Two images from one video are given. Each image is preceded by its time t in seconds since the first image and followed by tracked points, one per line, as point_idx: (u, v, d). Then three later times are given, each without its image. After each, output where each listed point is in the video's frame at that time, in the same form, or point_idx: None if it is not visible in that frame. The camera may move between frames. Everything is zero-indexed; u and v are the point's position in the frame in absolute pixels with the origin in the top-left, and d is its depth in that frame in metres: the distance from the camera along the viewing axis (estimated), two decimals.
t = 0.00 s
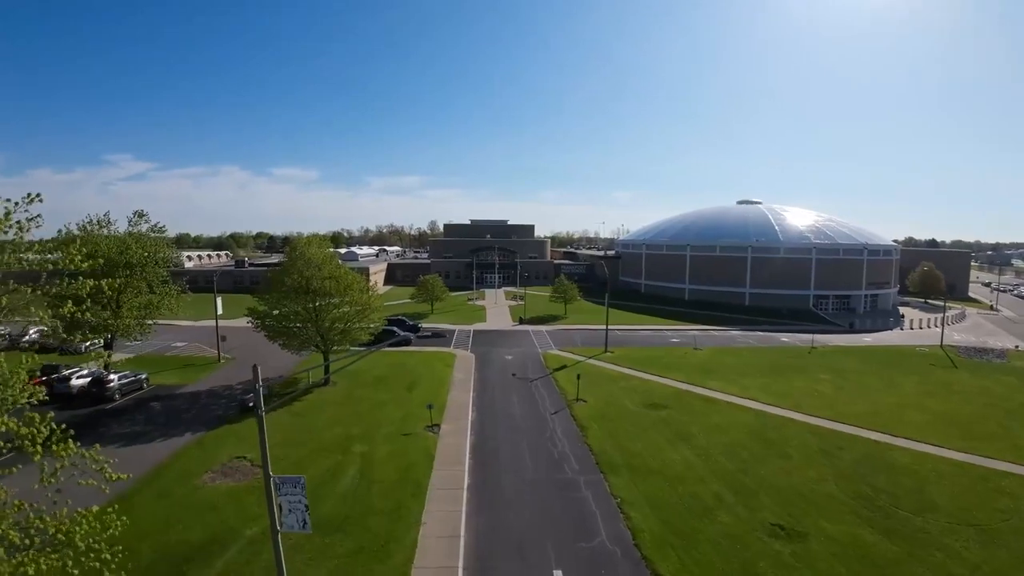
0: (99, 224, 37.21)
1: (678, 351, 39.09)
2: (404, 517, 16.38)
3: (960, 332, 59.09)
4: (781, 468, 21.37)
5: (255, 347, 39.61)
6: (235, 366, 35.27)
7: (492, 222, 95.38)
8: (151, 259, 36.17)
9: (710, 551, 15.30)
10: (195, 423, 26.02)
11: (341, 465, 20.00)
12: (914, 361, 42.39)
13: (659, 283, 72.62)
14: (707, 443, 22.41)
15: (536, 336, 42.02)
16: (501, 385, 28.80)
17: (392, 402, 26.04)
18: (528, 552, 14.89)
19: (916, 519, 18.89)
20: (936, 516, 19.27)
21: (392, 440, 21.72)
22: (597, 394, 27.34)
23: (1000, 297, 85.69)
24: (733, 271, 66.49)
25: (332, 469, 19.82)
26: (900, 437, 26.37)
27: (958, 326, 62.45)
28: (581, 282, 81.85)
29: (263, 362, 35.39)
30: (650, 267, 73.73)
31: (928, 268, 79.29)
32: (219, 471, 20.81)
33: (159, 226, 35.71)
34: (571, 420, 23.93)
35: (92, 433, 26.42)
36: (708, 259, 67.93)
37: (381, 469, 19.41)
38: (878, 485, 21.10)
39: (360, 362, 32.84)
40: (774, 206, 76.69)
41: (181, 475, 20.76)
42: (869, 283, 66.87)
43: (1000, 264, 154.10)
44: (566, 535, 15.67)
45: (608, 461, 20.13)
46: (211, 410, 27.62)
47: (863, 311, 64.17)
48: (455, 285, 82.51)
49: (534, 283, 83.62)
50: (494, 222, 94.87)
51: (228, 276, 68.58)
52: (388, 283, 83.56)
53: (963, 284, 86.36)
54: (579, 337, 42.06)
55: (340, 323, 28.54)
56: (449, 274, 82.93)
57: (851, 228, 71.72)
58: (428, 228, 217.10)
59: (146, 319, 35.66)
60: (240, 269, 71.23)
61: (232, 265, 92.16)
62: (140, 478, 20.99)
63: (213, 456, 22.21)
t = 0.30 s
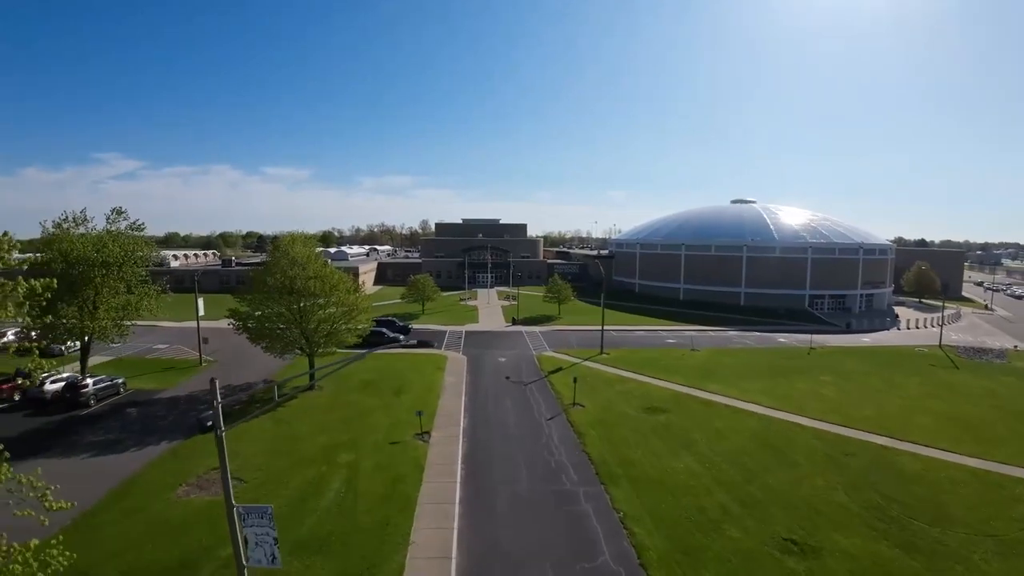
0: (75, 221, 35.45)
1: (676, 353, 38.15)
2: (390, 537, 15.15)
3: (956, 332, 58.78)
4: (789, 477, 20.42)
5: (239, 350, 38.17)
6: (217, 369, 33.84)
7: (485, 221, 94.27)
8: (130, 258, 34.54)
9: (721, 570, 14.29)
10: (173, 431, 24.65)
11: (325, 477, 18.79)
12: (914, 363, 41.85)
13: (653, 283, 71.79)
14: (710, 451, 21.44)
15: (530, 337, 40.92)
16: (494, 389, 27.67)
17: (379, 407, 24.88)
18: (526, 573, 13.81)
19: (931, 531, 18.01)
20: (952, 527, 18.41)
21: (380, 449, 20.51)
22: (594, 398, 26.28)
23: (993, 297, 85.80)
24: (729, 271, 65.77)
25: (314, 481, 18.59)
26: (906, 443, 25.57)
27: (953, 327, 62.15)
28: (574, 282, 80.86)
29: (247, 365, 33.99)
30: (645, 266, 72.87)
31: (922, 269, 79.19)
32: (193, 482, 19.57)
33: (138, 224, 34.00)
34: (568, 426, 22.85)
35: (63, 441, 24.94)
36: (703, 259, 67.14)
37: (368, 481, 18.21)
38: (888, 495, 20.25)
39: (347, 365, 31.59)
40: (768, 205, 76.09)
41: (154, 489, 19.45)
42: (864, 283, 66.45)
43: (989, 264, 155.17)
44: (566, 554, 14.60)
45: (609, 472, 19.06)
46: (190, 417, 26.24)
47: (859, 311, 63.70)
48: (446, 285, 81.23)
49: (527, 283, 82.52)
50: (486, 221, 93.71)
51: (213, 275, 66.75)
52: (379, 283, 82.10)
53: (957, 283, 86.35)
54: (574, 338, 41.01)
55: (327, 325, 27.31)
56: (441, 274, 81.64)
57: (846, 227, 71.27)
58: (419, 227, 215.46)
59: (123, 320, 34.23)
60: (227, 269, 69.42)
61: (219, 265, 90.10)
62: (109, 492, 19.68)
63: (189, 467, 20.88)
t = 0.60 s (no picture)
0: (56, 213, 34.01)
1: (677, 356, 37.13)
2: (377, 556, 14.01)
3: (959, 337, 58.10)
4: (799, 491, 19.44)
5: (228, 349, 36.88)
6: (203, 370, 32.60)
7: (481, 220, 93.12)
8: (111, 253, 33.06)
9: None
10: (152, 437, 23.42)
11: (309, 488, 17.64)
12: (919, 370, 41.04)
13: (652, 284, 70.81)
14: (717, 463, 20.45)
15: (527, 339, 39.83)
16: (490, 393, 26.56)
17: (369, 412, 23.73)
18: None
19: (952, 549, 17.07)
20: (973, 544, 17.45)
21: (368, 458, 19.37)
22: (594, 403, 25.22)
23: (994, 301, 85.31)
24: (729, 272, 64.82)
25: (299, 492, 17.44)
26: (918, 453, 24.66)
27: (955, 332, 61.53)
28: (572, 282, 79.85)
29: (234, 366, 32.72)
30: (644, 267, 71.89)
31: (923, 272, 78.51)
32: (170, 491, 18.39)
33: (121, 218, 32.58)
34: (567, 434, 21.77)
35: (37, 444, 23.64)
36: (703, 260, 66.15)
37: (354, 493, 17.07)
38: (903, 511, 19.28)
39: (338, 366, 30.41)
40: (769, 206, 75.13)
41: (127, 499, 18.26)
42: (866, 287, 65.67)
43: (987, 268, 155.19)
44: None
45: (611, 484, 18.02)
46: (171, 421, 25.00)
47: (860, 315, 62.94)
48: (443, 285, 80.09)
49: (524, 283, 81.47)
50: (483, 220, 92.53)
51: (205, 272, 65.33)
52: (373, 281, 80.83)
53: (957, 287, 85.90)
54: (573, 340, 39.94)
55: (316, 325, 26.12)
56: (437, 273, 80.52)
57: (848, 230, 70.43)
58: (416, 226, 214.15)
59: (106, 317, 32.99)
60: (219, 265, 67.95)
61: (211, 261, 88.47)
62: (80, 503, 18.48)
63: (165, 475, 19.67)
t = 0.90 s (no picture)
0: (41, 207, 32.85)
1: (682, 359, 35.98)
2: None
3: (966, 343, 57.11)
4: (815, 506, 18.35)
5: (218, 349, 35.69)
6: (192, 370, 31.42)
7: (481, 220, 92.10)
8: (97, 249, 31.96)
9: None
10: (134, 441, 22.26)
11: (295, 500, 16.49)
12: (928, 376, 40.04)
13: (655, 286, 69.70)
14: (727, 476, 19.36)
15: (527, 340, 38.67)
16: (488, 398, 25.42)
17: (361, 416, 22.59)
18: None
19: (980, 569, 16.01)
20: (1002, 564, 16.39)
21: (359, 466, 18.24)
22: (597, 409, 24.11)
23: (999, 306, 84.39)
24: (733, 274, 63.73)
25: (284, 504, 16.29)
26: (934, 465, 23.61)
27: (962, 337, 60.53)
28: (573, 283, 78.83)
29: (224, 366, 31.54)
30: (646, 268, 70.82)
31: (928, 276, 77.48)
32: (147, 501, 17.26)
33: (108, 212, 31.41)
34: (570, 442, 20.65)
35: (12, 448, 22.44)
36: (706, 262, 65.08)
37: (343, 506, 15.94)
38: (924, 527, 18.23)
39: (330, 367, 29.28)
40: (773, 207, 74.03)
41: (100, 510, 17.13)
42: (872, 290, 64.58)
43: (989, 273, 154.36)
44: None
45: (617, 498, 16.90)
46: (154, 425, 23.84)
47: (866, 319, 61.92)
48: (441, 284, 79.01)
49: (524, 283, 80.41)
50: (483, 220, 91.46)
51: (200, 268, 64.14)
52: (372, 280, 79.68)
53: (961, 292, 85.01)
54: (574, 342, 38.82)
55: (307, 325, 24.99)
56: (435, 273, 79.48)
57: (853, 232, 69.37)
58: (415, 225, 213.15)
59: (91, 315, 31.95)
60: (214, 263, 66.74)
61: (207, 258, 87.19)
62: (51, 513, 17.33)
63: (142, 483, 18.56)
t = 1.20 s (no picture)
0: (27, 201, 31.77)
1: (688, 363, 34.96)
2: None
3: (975, 347, 56.13)
4: (834, 521, 17.33)
5: (211, 348, 34.65)
6: (181, 371, 30.38)
7: (482, 219, 91.09)
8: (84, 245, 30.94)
9: None
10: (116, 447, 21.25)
11: (282, 512, 15.48)
12: (939, 381, 39.07)
13: (657, 286, 68.69)
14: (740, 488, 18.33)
15: (528, 342, 37.65)
16: (488, 402, 24.38)
17: (354, 422, 21.54)
18: None
19: None
20: None
21: (350, 476, 17.23)
22: (602, 415, 23.07)
23: (1005, 310, 83.43)
24: (737, 275, 62.70)
25: (269, 517, 15.27)
26: (953, 476, 22.61)
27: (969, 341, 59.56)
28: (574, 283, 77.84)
29: (215, 367, 30.51)
30: (649, 269, 69.80)
31: (934, 278, 76.54)
32: (125, 513, 16.25)
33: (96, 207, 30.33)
34: (574, 451, 19.59)
35: None
36: (711, 262, 64.05)
37: (332, 519, 14.91)
38: (948, 543, 17.23)
39: (324, 369, 28.25)
40: (778, 208, 72.97)
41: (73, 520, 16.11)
42: (878, 293, 63.59)
43: (992, 276, 153.44)
44: None
45: (625, 513, 15.88)
46: (139, 428, 22.81)
47: (872, 321, 60.91)
48: (441, 283, 78.01)
49: (525, 283, 79.40)
50: (484, 219, 90.49)
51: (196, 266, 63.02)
52: (370, 279, 78.67)
53: (967, 295, 84.11)
54: (577, 344, 37.79)
55: (301, 325, 23.91)
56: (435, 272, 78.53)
57: (860, 234, 68.32)
58: (416, 223, 212.09)
59: (78, 313, 30.94)
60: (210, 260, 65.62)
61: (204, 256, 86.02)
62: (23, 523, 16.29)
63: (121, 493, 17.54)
